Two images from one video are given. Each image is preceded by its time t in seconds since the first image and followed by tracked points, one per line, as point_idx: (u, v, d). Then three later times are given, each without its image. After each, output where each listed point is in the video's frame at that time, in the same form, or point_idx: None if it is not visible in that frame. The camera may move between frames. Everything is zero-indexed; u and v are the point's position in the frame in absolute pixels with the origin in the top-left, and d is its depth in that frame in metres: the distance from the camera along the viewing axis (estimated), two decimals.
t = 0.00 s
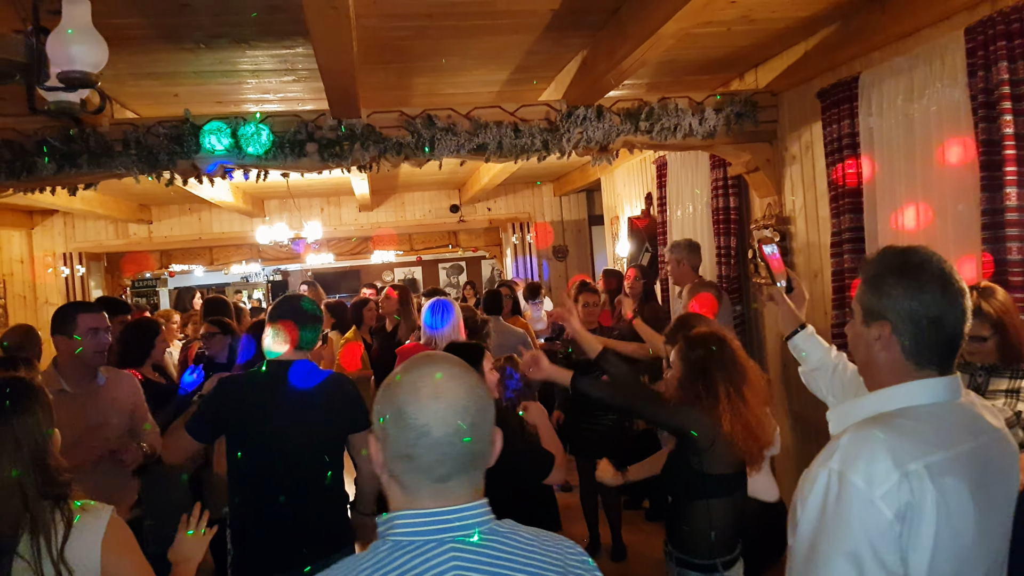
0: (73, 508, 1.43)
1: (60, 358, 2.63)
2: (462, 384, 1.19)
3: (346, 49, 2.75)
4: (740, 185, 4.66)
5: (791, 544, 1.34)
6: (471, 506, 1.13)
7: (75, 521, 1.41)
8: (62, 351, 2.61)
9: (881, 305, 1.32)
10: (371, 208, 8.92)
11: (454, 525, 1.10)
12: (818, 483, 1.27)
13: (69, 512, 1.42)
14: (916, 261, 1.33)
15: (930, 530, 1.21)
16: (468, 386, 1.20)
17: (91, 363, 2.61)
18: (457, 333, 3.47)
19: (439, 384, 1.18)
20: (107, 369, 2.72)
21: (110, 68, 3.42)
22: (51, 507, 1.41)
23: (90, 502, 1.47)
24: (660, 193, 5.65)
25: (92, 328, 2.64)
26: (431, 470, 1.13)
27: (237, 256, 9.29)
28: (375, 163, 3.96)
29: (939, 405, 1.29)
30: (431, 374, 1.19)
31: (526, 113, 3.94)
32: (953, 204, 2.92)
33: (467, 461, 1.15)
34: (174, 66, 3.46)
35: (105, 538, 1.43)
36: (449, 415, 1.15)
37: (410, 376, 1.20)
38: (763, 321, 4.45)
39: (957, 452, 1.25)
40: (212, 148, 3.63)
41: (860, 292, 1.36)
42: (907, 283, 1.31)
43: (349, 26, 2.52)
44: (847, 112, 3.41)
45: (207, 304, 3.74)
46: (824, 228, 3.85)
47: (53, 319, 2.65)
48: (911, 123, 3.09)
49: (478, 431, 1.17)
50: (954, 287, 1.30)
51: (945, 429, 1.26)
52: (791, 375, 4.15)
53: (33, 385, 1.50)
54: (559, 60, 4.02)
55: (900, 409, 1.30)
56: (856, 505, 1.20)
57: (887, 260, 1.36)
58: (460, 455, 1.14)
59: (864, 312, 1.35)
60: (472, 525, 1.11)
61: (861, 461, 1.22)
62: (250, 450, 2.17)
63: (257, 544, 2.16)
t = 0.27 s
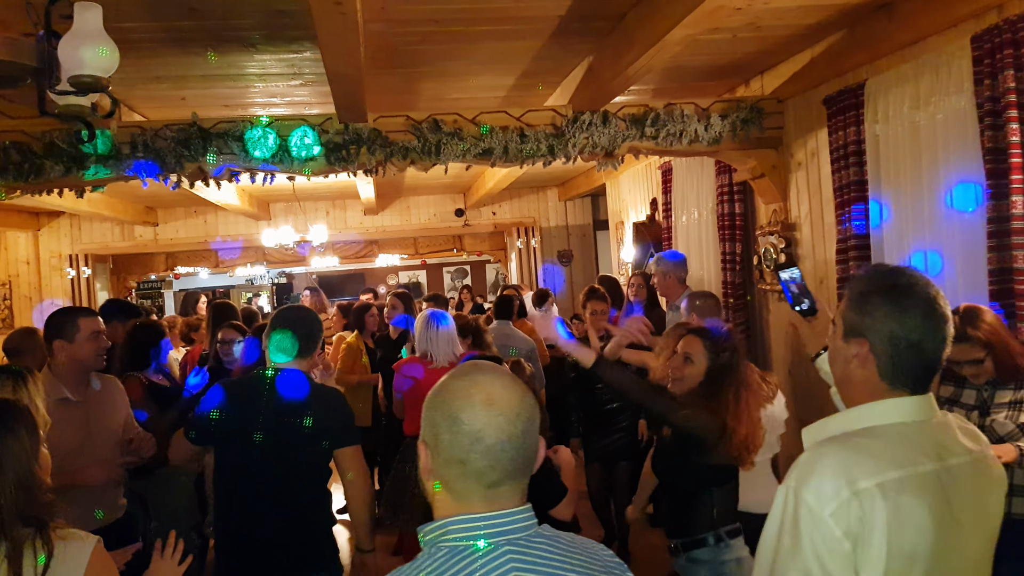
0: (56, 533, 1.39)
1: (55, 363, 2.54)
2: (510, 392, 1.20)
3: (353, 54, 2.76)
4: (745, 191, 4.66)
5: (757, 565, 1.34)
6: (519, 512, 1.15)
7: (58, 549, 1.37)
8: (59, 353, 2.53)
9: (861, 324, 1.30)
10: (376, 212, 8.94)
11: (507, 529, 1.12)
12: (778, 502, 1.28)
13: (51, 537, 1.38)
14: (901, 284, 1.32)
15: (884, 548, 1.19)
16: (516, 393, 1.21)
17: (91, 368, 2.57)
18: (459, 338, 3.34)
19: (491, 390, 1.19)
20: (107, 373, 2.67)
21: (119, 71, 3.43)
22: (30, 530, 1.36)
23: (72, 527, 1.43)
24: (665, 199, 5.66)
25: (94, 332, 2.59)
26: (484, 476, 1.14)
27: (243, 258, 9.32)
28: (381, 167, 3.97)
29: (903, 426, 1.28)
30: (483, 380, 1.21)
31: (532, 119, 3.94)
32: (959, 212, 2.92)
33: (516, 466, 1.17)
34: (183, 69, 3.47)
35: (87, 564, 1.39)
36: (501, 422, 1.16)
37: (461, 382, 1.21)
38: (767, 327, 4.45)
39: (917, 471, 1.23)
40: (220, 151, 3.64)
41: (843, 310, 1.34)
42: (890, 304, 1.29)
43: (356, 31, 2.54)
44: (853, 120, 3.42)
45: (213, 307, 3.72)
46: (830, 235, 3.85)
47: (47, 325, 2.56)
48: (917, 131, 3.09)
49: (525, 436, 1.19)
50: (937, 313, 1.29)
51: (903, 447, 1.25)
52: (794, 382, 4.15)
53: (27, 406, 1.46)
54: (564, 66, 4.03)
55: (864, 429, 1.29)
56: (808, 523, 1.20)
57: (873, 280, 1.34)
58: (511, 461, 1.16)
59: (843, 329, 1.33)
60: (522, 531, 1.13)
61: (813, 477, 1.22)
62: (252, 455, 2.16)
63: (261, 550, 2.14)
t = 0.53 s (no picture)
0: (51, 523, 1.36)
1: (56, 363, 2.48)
2: (539, 394, 1.23)
3: (364, 57, 2.77)
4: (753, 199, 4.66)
5: None
6: (546, 510, 1.18)
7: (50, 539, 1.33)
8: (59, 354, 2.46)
9: (857, 329, 1.31)
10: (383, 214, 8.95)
11: (536, 526, 1.15)
12: (788, 526, 1.27)
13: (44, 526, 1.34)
14: (896, 286, 1.31)
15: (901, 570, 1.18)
16: (543, 395, 1.24)
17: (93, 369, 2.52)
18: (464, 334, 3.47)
19: (519, 392, 1.21)
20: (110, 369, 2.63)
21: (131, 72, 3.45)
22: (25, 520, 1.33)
23: (68, 518, 1.40)
24: (672, 206, 5.65)
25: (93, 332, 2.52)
26: (509, 475, 1.16)
27: (250, 259, 9.34)
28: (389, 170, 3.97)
29: (909, 439, 1.26)
30: (511, 381, 1.23)
31: (541, 124, 3.95)
32: (969, 223, 2.92)
33: (541, 467, 1.19)
34: (194, 71, 3.49)
35: (81, 549, 1.35)
36: (528, 423, 1.18)
37: (490, 383, 1.23)
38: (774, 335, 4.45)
39: (926, 488, 1.22)
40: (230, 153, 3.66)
41: (842, 315, 1.35)
42: (882, 308, 1.29)
43: (368, 35, 2.55)
44: (863, 129, 3.41)
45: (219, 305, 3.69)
46: (837, 243, 3.84)
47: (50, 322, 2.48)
48: (927, 140, 3.09)
49: (551, 439, 1.21)
50: (932, 313, 1.27)
51: (911, 464, 1.23)
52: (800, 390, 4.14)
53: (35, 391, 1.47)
54: (573, 72, 4.03)
55: (871, 444, 1.27)
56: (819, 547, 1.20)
57: (867, 286, 1.34)
58: (536, 462, 1.18)
59: (845, 334, 1.34)
60: (548, 527, 1.17)
61: (823, 503, 1.21)
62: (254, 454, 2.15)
63: (264, 547, 2.15)
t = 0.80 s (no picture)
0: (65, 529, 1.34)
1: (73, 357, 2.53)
2: (560, 400, 1.25)
3: (379, 58, 2.77)
4: (764, 206, 4.65)
5: None
6: (565, 513, 1.18)
7: (59, 546, 1.31)
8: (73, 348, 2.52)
9: (897, 344, 1.24)
10: (393, 216, 8.97)
11: (555, 529, 1.15)
12: (843, 548, 1.19)
13: (56, 532, 1.32)
14: (937, 300, 1.24)
15: None
16: (565, 402, 1.26)
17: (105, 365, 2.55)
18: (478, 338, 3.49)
19: (542, 396, 1.24)
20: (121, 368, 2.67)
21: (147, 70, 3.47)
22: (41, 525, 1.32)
23: (81, 526, 1.37)
24: (682, 212, 5.64)
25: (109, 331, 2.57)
26: (528, 476, 1.17)
27: (260, 258, 9.38)
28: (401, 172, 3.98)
29: (966, 455, 1.18)
30: (533, 386, 1.25)
31: (552, 127, 3.95)
32: (983, 234, 2.90)
33: (560, 471, 1.20)
34: (209, 70, 3.50)
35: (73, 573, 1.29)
36: (549, 426, 1.20)
37: (513, 386, 1.26)
38: (783, 343, 4.44)
39: (992, 505, 1.14)
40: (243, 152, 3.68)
41: (881, 330, 1.29)
42: (921, 321, 1.22)
43: (383, 37, 2.55)
44: (876, 137, 3.40)
45: (229, 305, 3.72)
46: (849, 251, 3.83)
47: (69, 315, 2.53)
48: (942, 150, 3.07)
49: (570, 445, 1.22)
50: (974, 326, 1.20)
51: (971, 479, 1.16)
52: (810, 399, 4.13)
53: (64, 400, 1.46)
54: (587, 76, 4.03)
55: (925, 460, 1.20)
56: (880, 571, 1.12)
57: (907, 300, 1.28)
58: (555, 465, 1.19)
59: (883, 350, 1.27)
60: (568, 531, 1.16)
61: (884, 523, 1.13)
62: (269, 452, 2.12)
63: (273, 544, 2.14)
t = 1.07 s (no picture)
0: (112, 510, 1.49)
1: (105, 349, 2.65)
2: (570, 402, 1.25)
3: (403, 59, 2.76)
4: (786, 210, 4.61)
5: None
6: (569, 518, 1.17)
7: (101, 526, 1.44)
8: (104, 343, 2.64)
9: (940, 346, 1.28)
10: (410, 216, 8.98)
11: (554, 532, 1.14)
12: (877, 548, 1.21)
13: (101, 512, 1.47)
14: (981, 301, 1.28)
15: None
16: (576, 404, 1.25)
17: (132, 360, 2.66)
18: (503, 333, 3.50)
19: (550, 397, 1.23)
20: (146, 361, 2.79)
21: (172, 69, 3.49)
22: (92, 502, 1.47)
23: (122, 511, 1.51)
24: (702, 215, 5.61)
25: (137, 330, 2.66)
26: (534, 476, 1.17)
27: (278, 256, 9.42)
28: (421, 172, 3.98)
29: (1011, 463, 1.19)
30: (543, 387, 1.25)
31: (572, 129, 3.93)
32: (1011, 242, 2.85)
33: (567, 473, 1.19)
34: (234, 69, 3.52)
35: (106, 555, 1.42)
36: (557, 427, 1.20)
37: (523, 386, 1.26)
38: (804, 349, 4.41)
39: None
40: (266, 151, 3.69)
41: (924, 332, 1.33)
42: (966, 323, 1.26)
43: (408, 38, 2.55)
44: (902, 142, 3.37)
45: (252, 302, 3.73)
46: (872, 257, 3.79)
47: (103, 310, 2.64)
48: (970, 156, 3.03)
49: (579, 448, 1.22)
50: None
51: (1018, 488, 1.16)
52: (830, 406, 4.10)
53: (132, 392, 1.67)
54: (609, 78, 4.01)
55: (970, 466, 1.21)
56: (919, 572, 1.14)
57: (952, 300, 1.31)
58: (561, 466, 1.18)
59: (926, 353, 1.31)
60: (570, 536, 1.15)
61: (924, 527, 1.15)
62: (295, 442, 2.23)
63: (304, 532, 2.28)
